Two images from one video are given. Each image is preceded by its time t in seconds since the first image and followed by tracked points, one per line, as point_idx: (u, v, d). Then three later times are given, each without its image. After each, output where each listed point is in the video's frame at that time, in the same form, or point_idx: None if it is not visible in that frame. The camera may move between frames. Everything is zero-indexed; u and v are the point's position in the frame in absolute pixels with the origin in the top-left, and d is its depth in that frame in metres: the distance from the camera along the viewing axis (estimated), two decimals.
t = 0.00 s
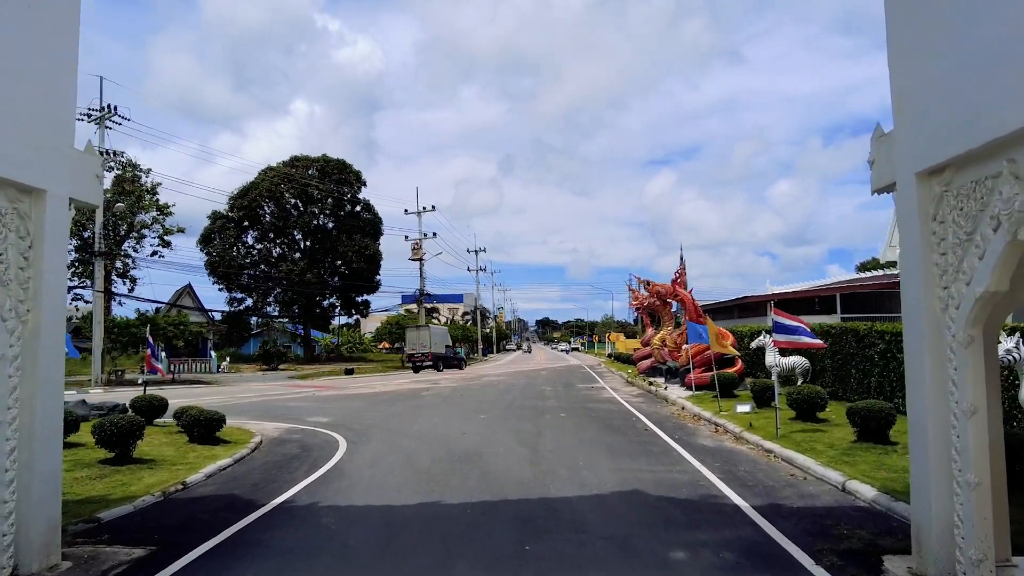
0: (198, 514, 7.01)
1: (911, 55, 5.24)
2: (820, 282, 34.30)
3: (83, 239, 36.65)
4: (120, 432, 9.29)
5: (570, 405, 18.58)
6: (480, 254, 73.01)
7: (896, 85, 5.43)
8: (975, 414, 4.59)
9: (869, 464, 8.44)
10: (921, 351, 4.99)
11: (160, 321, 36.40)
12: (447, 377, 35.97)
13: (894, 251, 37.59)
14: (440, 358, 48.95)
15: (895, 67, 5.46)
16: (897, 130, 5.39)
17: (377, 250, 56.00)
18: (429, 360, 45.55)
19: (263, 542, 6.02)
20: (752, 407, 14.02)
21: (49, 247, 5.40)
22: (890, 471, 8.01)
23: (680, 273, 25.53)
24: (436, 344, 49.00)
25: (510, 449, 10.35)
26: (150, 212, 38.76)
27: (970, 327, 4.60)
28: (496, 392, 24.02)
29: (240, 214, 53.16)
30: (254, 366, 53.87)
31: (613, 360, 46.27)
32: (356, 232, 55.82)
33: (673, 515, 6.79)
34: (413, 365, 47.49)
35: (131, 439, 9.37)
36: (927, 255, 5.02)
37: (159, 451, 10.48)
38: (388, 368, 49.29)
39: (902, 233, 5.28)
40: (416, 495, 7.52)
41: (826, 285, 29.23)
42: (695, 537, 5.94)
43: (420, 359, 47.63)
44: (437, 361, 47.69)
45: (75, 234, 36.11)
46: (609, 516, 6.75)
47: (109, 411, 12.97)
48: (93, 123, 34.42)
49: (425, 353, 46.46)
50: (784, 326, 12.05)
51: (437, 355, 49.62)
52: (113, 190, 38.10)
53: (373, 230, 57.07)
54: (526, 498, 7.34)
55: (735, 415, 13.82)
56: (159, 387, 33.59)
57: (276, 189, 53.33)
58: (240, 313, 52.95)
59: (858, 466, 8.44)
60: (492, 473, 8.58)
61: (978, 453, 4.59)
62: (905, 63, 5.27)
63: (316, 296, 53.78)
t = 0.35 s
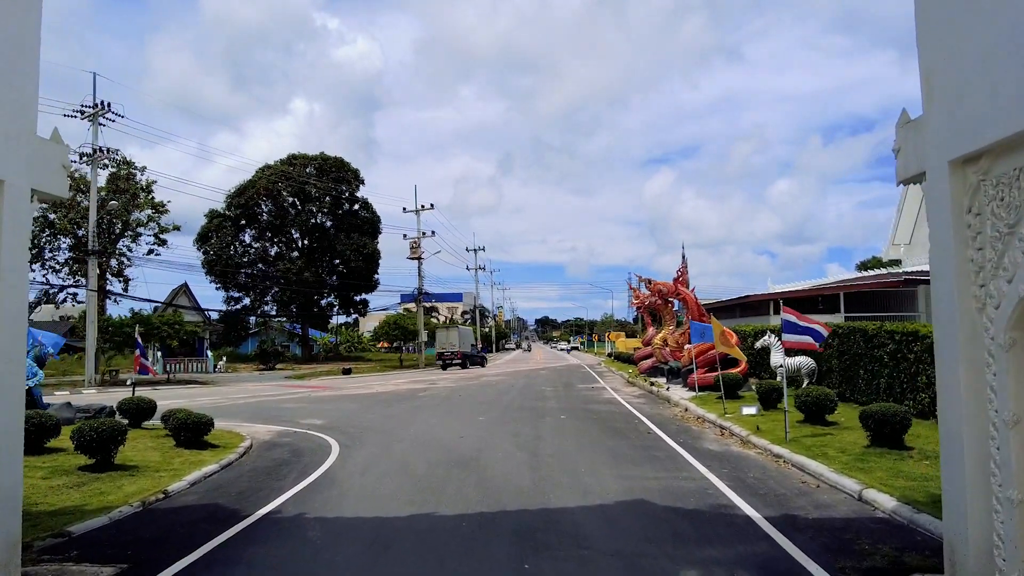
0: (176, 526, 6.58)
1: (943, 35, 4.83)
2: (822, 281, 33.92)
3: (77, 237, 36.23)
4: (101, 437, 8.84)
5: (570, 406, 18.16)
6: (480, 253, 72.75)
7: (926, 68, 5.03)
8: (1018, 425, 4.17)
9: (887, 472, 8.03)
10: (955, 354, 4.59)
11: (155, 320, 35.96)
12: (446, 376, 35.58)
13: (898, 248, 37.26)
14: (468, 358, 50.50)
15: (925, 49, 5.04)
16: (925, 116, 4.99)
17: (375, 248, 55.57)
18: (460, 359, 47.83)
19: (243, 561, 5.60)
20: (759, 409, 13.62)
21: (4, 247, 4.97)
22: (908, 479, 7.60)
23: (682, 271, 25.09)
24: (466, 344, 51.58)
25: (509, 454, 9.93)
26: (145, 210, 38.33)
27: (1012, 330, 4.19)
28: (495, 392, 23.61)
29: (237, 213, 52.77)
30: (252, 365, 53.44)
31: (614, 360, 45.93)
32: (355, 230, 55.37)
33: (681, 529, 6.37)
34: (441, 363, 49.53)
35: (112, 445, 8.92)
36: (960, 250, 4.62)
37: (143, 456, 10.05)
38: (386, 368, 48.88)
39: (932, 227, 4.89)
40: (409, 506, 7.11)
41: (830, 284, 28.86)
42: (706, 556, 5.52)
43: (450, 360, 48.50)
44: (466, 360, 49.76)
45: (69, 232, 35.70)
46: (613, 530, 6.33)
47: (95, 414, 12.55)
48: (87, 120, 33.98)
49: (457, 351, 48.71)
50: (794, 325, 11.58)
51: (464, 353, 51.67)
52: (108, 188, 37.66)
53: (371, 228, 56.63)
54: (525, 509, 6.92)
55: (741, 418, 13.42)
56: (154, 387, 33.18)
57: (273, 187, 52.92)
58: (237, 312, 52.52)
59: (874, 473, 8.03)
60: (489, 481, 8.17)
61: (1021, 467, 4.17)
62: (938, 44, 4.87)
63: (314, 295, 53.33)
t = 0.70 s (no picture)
0: (155, 531, 6.16)
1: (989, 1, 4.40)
2: (826, 278, 33.51)
3: (73, 230, 35.85)
4: (84, 435, 8.44)
5: (572, 403, 17.78)
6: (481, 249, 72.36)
7: (968, 37, 4.59)
8: None
9: (908, 475, 7.63)
10: (1002, 349, 4.19)
11: (152, 315, 35.59)
12: (445, 373, 35.21)
13: (902, 246, 36.90)
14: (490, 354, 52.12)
15: (967, 19, 4.62)
16: (967, 91, 4.57)
17: (375, 244, 55.16)
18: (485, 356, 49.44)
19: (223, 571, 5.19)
20: (767, 408, 13.22)
21: None
22: (932, 483, 7.19)
23: (686, 267, 24.69)
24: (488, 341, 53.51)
25: (510, 454, 9.52)
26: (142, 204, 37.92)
27: None
28: (495, 389, 23.24)
29: (236, 208, 52.39)
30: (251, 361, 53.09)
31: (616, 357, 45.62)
32: (354, 226, 54.96)
33: (694, 537, 5.95)
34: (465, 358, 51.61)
35: (95, 442, 8.52)
36: (1008, 236, 4.22)
37: (130, 454, 9.66)
38: (386, 365, 48.56)
39: (975, 212, 4.48)
40: (404, 511, 6.69)
41: (834, 281, 28.49)
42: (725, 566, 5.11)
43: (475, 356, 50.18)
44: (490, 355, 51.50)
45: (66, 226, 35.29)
46: (623, 537, 5.91)
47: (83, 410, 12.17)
48: (83, 112, 33.58)
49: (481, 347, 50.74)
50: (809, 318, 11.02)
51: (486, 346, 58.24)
52: (104, 181, 37.24)
53: (371, 224, 56.15)
54: (528, 514, 6.53)
55: (749, 417, 13.02)
56: (150, 382, 32.84)
57: (272, 182, 52.51)
58: (236, 308, 52.16)
59: (895, 476, 7.63)
60: (489, 483, 7.76)
61: None
62: (982, 12, 4.44)
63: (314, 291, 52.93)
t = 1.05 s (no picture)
0: (128, 535, 5.76)
1: None
2: (829, 270, 33.09)
3: (66, 221, 35.39)
4: (62, 431, 8.06)
5: (572, 397, 17.41)
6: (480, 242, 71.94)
7: None
8: None
9: (926, 475, 7.25)
10: None
11: (147, 307, 35.15)
12: (443, 366, 34.91)
13: (905, 239, 36.48)
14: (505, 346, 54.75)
15: None
16: (1010, 59, 4.17)
17: (373, 236, 54.67)
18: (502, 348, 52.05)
19: None
20: (773, 403, 12.86)
21: None
22: (954, 484, 6.81)
23: (688, 259, 24.29)
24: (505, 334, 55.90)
25: (508, 451, 9.14)
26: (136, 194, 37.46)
27: None
28: (494, 383, 22.87)
29: (233, 199, 51.93)
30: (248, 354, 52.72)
31: (616, 351, 45.34)
32: (352, 218, 54.48)
33: (705, 543, 5.56)
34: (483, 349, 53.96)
35: (75, 438, 8.15)
36: None
37: (112, 451, 9.27)
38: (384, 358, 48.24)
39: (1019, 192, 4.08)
40: (396, 514, 6.30)
41: (838, 273, 28.09)
42: None
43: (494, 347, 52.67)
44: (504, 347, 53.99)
45: (59, 217, 34.85)
46: (629, 544, 5.52)
47: (68, 404, 11.80)
48: (75, 101, 33.06)
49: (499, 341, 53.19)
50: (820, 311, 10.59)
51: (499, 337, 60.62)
52: (98, 171, 36.76)
53: (369, 216, 55.67)
54: (526, 517, 6.14)
55: (755, 412, 12.66)
56: (146, 375, 32.50)
57: (269, 173, 51.99)
58: (233, 300, 51.76)
59: (913, 476, 7.25)
60: (487, 483, 7.38)
61: None
62: None
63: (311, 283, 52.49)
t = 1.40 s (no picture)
0: (94, 541, 5.34)
1: None
2: (830, 259, 32.74)
3: (58, 210, 34.85)
4: (33, 428, 7.58)
5: (572, 388, 17.05)
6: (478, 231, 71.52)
7: None
8: None
9: (947, 472, 6.86)
10: None
11: (141, 297, 34.67)
12: (441, 356, 34.59)
13: (907, 226, 36.12)
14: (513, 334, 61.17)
15: None
16: None
17: (371, 225, 54.13)
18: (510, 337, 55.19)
19: None
20: (779, 394, 12.47)
21: None
22: (977, 483, 6.42)
23: (689, 247, 23.88)
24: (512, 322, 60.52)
25: (505, 446, 8.76)
26: (129, 183, 36.90)
27: None
28: (493, 373, 22.53)
29: (229, 188, 51.41)
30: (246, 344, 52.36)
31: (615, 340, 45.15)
32: (349, 207, 53.94)
33: (717, 549, 5.16)
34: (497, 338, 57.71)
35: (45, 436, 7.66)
36: None
37: (92, 447, 8.86)
38: (382, 348, 47.95)
39: None
40: (385, 516, 5.90)
41: (840, 261, 27.75)
42: None
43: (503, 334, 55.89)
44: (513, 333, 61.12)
45: (50, 206, 34.30)
46: (634, 550, 5.12)
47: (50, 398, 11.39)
48: (64, 87, 32.42)
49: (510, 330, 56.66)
50: (833, 300, 10.11)
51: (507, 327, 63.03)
52: (89, 159, 36.16)
53: (367, 204, 55.12)
54: (523, 520, 5.75)
55: (760, 403, 12.27)
56: (140, 365, 32.14)
57: (265, 162, 51.41)
58: (230, 290, 51.33)
59: (933, 474, 6.85)
60: (483, 481, 6.98)
61: None
62: None
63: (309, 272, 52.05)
